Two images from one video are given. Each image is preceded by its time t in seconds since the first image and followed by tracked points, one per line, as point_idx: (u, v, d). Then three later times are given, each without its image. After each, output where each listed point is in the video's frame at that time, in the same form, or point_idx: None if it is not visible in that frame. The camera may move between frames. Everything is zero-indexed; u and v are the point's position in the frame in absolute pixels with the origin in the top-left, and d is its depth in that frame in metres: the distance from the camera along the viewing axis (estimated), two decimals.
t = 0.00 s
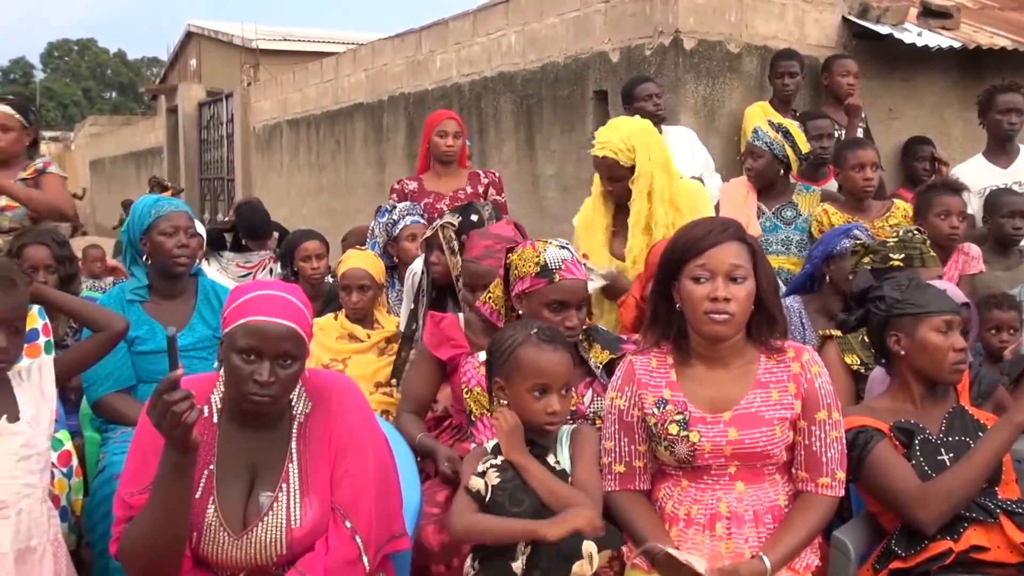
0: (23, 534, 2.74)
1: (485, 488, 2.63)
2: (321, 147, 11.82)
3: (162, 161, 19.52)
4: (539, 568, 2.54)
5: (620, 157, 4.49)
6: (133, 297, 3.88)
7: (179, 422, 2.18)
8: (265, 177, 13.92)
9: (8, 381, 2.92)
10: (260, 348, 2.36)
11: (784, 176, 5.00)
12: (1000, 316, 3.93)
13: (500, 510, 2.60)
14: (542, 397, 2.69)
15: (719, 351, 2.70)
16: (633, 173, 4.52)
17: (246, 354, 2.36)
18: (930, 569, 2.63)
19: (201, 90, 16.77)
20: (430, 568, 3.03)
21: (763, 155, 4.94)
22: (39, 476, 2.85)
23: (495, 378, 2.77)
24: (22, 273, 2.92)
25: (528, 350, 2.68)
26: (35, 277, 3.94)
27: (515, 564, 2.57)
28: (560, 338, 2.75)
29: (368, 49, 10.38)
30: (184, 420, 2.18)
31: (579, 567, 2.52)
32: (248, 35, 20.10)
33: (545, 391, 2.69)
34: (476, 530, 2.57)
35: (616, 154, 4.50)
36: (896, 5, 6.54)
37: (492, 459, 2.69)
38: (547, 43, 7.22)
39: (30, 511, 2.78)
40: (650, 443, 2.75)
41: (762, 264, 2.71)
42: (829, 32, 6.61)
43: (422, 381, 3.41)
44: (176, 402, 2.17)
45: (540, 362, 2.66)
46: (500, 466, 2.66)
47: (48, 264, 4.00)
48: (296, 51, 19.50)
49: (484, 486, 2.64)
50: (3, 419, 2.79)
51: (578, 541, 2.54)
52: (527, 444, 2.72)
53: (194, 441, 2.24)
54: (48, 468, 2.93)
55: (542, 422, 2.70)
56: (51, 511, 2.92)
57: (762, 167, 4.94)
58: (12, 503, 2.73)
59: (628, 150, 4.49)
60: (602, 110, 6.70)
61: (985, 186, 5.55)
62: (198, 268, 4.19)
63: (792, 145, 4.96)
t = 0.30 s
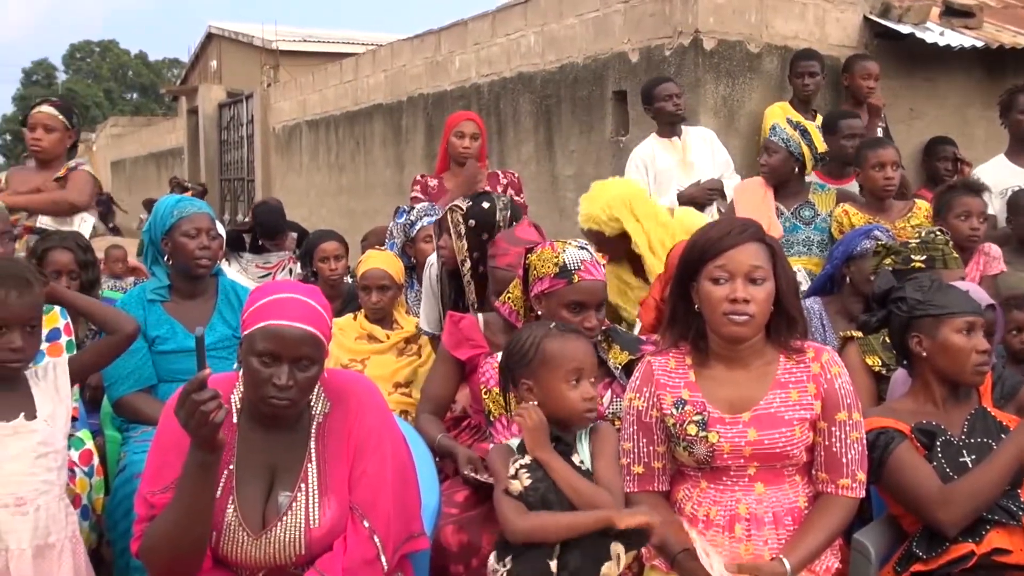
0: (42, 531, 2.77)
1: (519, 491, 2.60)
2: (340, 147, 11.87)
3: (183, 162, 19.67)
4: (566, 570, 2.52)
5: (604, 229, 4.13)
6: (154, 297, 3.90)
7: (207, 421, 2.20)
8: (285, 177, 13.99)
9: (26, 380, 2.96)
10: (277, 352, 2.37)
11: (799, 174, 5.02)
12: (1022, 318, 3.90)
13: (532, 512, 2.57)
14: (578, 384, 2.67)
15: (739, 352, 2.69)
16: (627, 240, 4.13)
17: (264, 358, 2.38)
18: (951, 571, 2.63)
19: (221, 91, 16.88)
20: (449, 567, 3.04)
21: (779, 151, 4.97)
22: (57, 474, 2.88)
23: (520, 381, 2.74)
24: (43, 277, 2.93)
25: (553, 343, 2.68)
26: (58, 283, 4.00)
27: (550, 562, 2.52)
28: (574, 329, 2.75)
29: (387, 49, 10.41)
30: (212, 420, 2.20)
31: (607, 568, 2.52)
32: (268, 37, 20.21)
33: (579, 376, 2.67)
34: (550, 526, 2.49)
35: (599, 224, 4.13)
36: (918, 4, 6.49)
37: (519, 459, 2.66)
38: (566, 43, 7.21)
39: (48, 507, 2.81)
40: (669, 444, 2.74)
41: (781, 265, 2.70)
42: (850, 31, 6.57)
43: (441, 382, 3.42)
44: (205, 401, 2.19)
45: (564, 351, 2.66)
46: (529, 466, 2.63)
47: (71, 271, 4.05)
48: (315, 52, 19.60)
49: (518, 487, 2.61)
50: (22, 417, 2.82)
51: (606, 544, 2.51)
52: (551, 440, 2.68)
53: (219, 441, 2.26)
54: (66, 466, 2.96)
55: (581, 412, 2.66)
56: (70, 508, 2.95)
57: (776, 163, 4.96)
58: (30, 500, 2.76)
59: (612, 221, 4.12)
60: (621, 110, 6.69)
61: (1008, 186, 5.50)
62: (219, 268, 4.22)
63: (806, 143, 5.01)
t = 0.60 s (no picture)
0: (61, 525, 2.80)
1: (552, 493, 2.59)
2: (358, 148, 11.92)
3: (202, 162, 19.80)
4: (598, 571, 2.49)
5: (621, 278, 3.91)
6: (173, 297, 3.93)
7: (224, 417, 2.22)
8: (303, 177, 14.06)
9: (42, 379, 2.97)
10: (296, 352, 2.39)
11: (805, 172, 4.94)
12: None
13: (561, 514, 2.57)
14: (598, 373, 2.69)
15: (756, 353, 2.68)
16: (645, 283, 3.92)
17: (283, 359, 2.40)
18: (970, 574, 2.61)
19: (240, 92, 16.98)
20: (465, 568, 3.05)
21: (783, 149, 4.89)
22: (73, 469, 2.91)
23: (541, 381, 2.74)
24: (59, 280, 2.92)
25: (567, 339, 2.70)
26: (77, 284, 4.07)
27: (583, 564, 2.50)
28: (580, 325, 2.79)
29: (404, 50, 10.44)
30: (229, 416, 2.22)
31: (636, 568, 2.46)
32: (287, 38, 20.32)
33: (599, 367, 2.69)
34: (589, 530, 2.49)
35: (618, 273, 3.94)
36: (938, 4, 6.45)
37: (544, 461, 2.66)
38: (583, 44, 7.21)
39: (66, 502, 2.84)
40: (686, 444, 2.74)
41: (799, 264, 2.69)
42: (869, 31, 6.54)
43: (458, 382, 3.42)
44: (222, 398, 2.20)
45: (576, 346, 2.69)
46: (559, 468, 2.61)
47: (90, 272, 4.10)
48: (333, 52, 19.70)
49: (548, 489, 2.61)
50: (39, 413, 2.85)
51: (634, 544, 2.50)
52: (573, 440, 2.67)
53: (237, 439, 2.27)
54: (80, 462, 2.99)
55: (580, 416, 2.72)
56: (86, 503, 2.98)
57: (782, 161, 4.88)
58: (49, 495, 2.79)
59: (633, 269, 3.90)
60: (639, 110, 6.69)
61: None
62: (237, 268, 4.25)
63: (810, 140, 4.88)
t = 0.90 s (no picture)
0: (88, 522, 2.85)
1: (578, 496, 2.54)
2: (376, 148, 11.96)
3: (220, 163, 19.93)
4: (624, 569, 2.47)
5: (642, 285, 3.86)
6: (193, 296, 3.96)
7: (241, 415, 2.23)
8: (321, 178, 14.12)
9: (62, 377, 2.97)
10: (317, 352, 2.40)
11: (811, 172, 4.77)
12: None
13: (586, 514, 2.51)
14: (602, 379, 2.66)
15: (775, 353, 2.68)
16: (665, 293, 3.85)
17: (303, 358, 2.41)
18: None
19: (258, 93, 17.08)
20: (484, 568, 3.06)
21: (786, 149, 4.74)
22: (97, 467, 2.95)
23: (547, 385, 2.74)
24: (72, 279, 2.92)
25: (574, 342, 2.69)
26: (98, 284, 4.10)
27: (609, 561, 2.47)
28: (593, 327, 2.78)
29: (422, 50, 10.46)
30: (246, 414, 2.23)
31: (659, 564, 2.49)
32: (305, 39, 20.42)
33: (604, 372, 2.66)
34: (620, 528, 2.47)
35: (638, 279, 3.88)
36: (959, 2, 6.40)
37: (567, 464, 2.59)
38: (601, 44, 7.21)
39: (91, 499, 2.88)
40: (704, 445, 2.73)
41: (819, 264, 2.68)
42: (889, 30, 6.50)
43: (476, 383, 3.43)
44: (238, 395, 2.22)
45: (587, 347, 2.67)
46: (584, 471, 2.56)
47: (111, 272, 4.14)
48: (351, 53, 19.79)
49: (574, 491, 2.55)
50: (61, 411, 2.87)
51: (656, 540, 2.50)
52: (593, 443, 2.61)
53: (255, 437, 2.28)
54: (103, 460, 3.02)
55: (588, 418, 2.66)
56: (108, 501, 3.01)
57: (785, 162, 4.75)
58: (76, 492, 2.83)
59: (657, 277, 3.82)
60: (657, 110, 6.68)
61: None
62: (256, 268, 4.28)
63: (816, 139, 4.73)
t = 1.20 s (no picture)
0: (103, 522, 2.86)
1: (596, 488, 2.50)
2: (393, 148, 12.00)
3: (238, 163, 20.04)
4: (644, 556, 2.44)
5: (677, 276, 3.90)
6: (211, 297, 3.99)
7: (254, 411, 2.25)
8: (338, 178, 14.17)
9: (82, 375, 2.99)
10: (336, 351, 2.41)
11: (820, 173, 4.72)
12: None
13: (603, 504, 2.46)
14: (614, 381, 2.65)
15: (793, 354, 2.67)
16: (699, 280, 3.94)
17: (322, 358, 2.42)
18: None
19: (275, 93, 17.16)
20: (500, 568, 3.06)
21: (795, 152, 4.68)
22: (116, 467, 2.96)
23: (562, 382, 2.75)
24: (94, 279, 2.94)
25: (591, 342, 2.69)
26: (116, 283, 4.14)
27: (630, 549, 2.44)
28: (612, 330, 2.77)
29: (439, 50, 10.49)
30: (258, 410, 2.25)
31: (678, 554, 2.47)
32: (322, 39, 20.51)
33: (617, 376, 2.65)
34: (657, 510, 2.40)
35: (671, 271, 3.91)
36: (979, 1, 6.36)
37: (588, 454, 2.56)
38: (618, 43, 7.20)
39: (107, 498, 2.89)
40: (722, 446, 2.73)
41: (837, 264, 2.67)
42: (908, 29, 6.46)
43: (491, 383, 3.44)
44: (251, 392, 2.24)
45: (603, 347, 2.66)
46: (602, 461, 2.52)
47: (131, 272, 4.18)
48: (368, 54, 19.86)
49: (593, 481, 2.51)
50: (79, 411, 2.90)
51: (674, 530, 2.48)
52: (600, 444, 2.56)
53: (270, 436, 2.29)
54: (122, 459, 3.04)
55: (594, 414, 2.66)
56: (126, 500, 3.03)
57: (793, 164, 4.70)
58: (92, 492, 2.84)
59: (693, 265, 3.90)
60: (674, 110, 6.67)
61: None
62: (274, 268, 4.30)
63: (824, 140, 4.65)
